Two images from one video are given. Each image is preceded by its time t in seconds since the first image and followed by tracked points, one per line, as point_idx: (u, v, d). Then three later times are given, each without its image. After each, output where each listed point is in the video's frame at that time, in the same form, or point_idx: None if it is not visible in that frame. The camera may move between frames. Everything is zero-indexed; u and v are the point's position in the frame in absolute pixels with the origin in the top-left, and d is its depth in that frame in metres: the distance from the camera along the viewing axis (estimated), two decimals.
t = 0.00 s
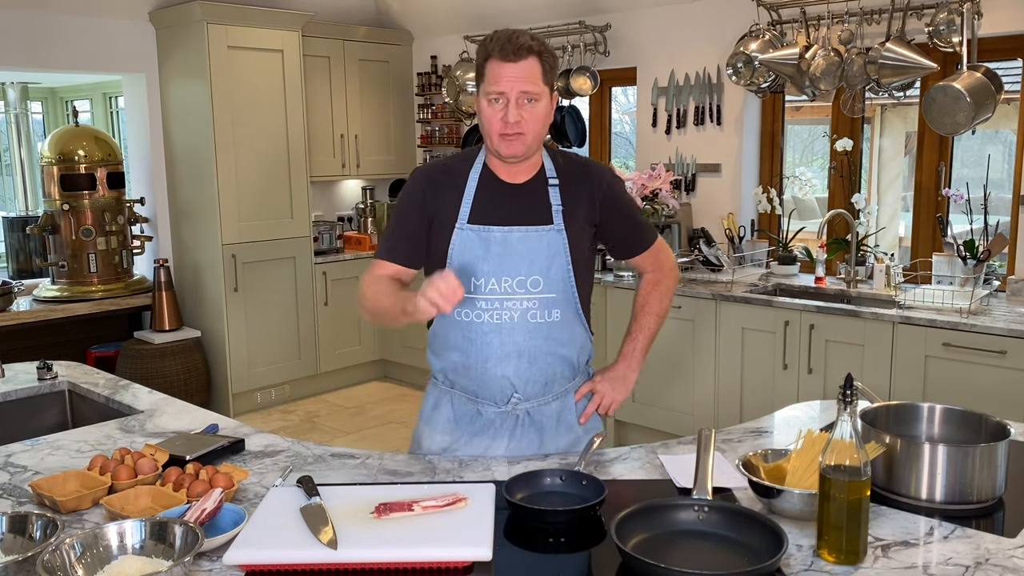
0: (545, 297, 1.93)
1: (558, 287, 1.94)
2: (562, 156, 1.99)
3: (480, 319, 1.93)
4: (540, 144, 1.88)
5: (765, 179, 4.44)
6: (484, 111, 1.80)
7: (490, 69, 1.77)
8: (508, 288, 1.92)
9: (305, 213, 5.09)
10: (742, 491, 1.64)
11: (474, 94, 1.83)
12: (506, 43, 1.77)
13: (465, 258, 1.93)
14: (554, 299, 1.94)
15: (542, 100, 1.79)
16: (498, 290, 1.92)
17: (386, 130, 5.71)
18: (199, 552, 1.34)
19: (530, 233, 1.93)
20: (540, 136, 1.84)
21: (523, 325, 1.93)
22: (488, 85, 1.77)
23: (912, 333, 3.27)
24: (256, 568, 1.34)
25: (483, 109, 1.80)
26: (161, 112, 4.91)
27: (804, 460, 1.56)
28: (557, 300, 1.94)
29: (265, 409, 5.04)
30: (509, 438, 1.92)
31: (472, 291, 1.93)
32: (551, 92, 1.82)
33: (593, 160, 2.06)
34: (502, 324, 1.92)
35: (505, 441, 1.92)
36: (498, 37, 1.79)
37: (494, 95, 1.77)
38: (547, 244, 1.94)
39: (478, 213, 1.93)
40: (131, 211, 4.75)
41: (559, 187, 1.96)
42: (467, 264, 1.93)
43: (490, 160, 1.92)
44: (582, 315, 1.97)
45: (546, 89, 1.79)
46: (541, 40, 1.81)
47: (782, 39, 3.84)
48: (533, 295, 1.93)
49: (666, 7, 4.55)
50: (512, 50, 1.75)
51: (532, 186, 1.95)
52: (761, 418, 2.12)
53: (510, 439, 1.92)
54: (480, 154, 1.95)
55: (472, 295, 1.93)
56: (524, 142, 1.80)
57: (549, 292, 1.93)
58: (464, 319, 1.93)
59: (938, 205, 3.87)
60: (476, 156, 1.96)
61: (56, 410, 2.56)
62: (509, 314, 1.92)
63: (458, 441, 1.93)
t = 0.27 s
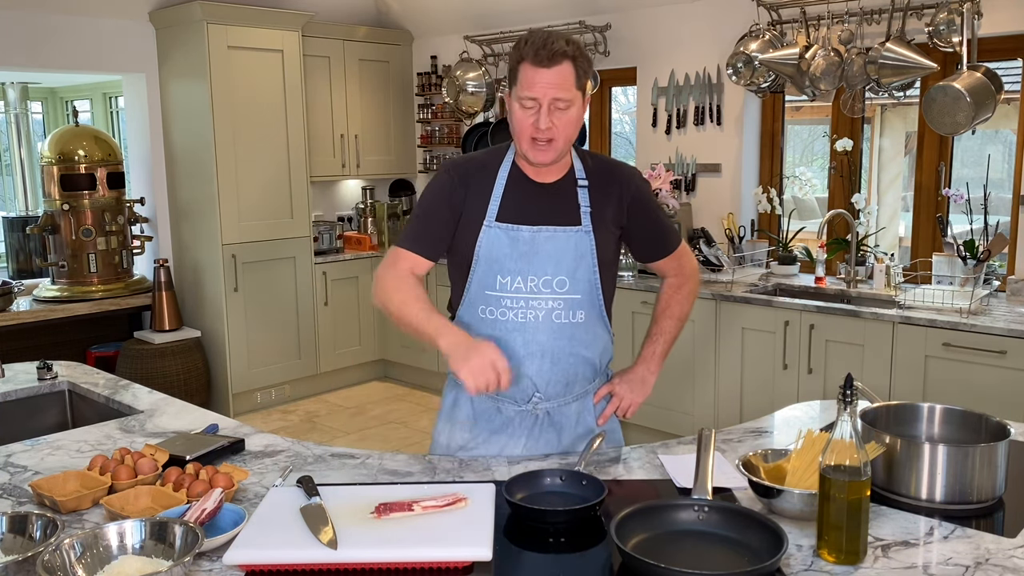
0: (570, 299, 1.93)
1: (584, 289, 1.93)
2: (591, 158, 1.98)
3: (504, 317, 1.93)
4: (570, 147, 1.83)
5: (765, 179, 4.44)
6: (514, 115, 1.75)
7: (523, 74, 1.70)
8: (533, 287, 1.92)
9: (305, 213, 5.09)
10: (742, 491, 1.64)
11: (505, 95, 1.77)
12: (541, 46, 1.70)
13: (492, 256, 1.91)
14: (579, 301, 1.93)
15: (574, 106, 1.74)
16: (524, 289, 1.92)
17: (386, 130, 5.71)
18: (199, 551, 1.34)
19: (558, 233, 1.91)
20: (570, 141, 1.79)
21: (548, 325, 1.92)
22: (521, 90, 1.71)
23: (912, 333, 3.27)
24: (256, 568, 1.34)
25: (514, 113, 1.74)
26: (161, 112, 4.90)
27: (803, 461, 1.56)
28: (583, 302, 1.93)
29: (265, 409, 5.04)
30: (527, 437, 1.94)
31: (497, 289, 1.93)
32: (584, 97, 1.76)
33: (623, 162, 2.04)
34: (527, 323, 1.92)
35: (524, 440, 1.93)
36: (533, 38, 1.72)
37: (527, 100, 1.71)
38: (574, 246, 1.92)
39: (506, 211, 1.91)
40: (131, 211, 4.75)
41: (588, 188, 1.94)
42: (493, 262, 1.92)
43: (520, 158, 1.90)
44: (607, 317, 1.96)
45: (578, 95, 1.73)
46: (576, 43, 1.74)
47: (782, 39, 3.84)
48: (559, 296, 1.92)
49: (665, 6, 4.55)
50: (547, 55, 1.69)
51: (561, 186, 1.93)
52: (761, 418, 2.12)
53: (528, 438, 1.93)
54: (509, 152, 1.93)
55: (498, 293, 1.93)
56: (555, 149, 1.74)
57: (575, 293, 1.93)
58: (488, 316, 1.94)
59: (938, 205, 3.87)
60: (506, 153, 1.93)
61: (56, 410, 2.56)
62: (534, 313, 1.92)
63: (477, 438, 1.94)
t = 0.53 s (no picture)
0: (574, 302, 1.92)
1: (588, 293, 1.92)
2: (603, 161, 1.97)
3: (506, 318, 1.92)
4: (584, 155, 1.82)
5: (765, 179, 4.44)
6: (530, 126, 1.73)
7: (541, 89, 1.67)
8: (537, 289, 1.91)
9: (305, 213, 5.09)
10: (742, 491, 1.64)
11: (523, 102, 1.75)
12: (561, 63, 1.66)
13: (496, 255, 1.91)
14: (583, 305, 1.93)
15: (590, 123, 1.71)
16: (527, 291, 1.91)
17: (386, 130, 5.71)
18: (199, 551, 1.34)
19: (564, 236, 1.91)
20: (584, 152, 1.78)
21: (550, 327, 1.92)
22: (537, 105, 1.69)
23: (912, 333, 3.27)
24: (256, 568, 1.34)
25: (529, 124, 1.73)
26: (161, 112, 4.90)
27: (803, 461, 1.56)
28: (587, 306, 1.93)
29: (265, 409, 5.04)
30: (526, 438, 1.94)
31: (500, 290, 1.92)
32: (601, 111, 1.74)
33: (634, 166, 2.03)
34: (529, 325, 1.92)
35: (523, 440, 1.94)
36: (554, 51, 1.68)
37: (543, 116, 1.69)
38: (580, 249, 1.91)
39: (512, 212, 1.91)
40: (131, 211, 4.74)
41: (597, 193, 1.93)
42: (497, 261, 1.91)
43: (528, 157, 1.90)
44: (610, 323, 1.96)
45: (595, 112, 1.71)
46: (597, 57, 1.70)
47: (782, 39, 3.84)
48: (563, 299, 1.91)
49: (665, 6, 4.55)
50: (566, 74, 1.65)
51: (571, 189, 1.92)
52: (762, 418, 2.12)
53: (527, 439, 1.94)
54: (519, 152, 1.93)
55: (501, 294, 1.92)
56: (566, 163, 1.74)
57: (579, 297, 1.92)
58: (490, 317, 1.93)
59: (938, 205, 3.87)
60: (515, 152, 1.93)
61: (56, 410, 2.56)
62: (536, 316, 1.91)
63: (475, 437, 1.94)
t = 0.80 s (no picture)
0: (545, 308, 1.92)
1: (561, 299, 1.93)
2: (588, 164, 1.96)
3: (478, 322, 1.93)
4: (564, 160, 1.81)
5: (765, 179, 4.44)
6: (504, 138, 1.72)
7: (511, 105, 1.66)
8: (509, 294, 1.92)
9: (305, 213, 5.09)
10: (742, 491, 1.64)
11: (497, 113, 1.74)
12: (528, 79, 1.63)
13: (469, 257, 1.92)
14: (554, 311, 1.93)
15: (563, 135, 1.69)
16: (499, 295, 1.92)
17: (386, 130, 5.71)
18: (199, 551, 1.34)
19: (537, 241, 1.91)
20: (562, 159, 1.77)
21: (521, 332, 1.92)
22: (508, 120, 1.67)
23: (912, 333, 3.27)
24: (256, 568, 1.34)
25: (503, 136, 1.72)
26: (161, 112, 4.90)
27: (803, 461, 1.56)
28: (558, 311, 1.93)
29: (265, 409, 5.04)
30: (498, 440, 1.94)
31: (473, 293, 1.94)
32: (576, 121, 1.71)
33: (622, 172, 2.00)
34: (499, 329, 1.92)
35: (494, 443, 1.94)
36: (522, 65, 1.65)
37: (514, 131, 1.68)
38: (554, 255, 1.91)
39: (488, 215, 1.92)
40: (131, 211, 4.74)
41: (576, 198, 1.92)
42: (471, 263, 1.93)
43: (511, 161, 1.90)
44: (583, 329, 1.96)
45: (568, 124, 1.68)
46: (568, 69, 1.66)
47: (782, 39, 3.84)
48: (534, 304, 1.92)
49: (665, 6, 4.55)
50: (533, 91, 1.62)
51: (549, 193, 1.92)
52: (761, 418, 2.12)
53: (500, 441, 1.94)
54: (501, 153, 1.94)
55: (473, 296, 1.94)
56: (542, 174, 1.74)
57: (550, 303, 1.92)
58: (462, 319, 1.95)
59: (938, 205, 3.87)
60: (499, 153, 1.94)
61: (56, 410, 2.56)
62: (507, 320, 1.92)
63: (449, 437, 1.96)
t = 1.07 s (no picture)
0: (503, 312, 1.92)
1: (518, 302, 1.92)
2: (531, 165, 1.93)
3: (437, 330, 1.94)
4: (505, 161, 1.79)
5: (764, 179, 4.44)
6: (439, 147, 1.72)
7: (438, 114, 1.65)
8: (466, 300, 1.92)
9: (305, 213, 5.09)
10: (742, 491, 1.64)
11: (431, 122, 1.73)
12: (449, 85, 1.62)
13: (423, 267, 1.92)
14: (512, 314, 1.93)
15: (495, 136, 1.68)
16: (456, 302, 1.93)
17: (386, 130, 5.71)
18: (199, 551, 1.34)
19: (489, 246, 1.90)
20: (501, 161, 1.75)
21: (479, 338, 1.93)
22: (438, 129, 1.66)
23: (912, 333, 3.27)
24: (256, 568, 1.34)
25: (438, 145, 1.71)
26: (161, 112, 4.90)
27: (803, 460, 1.56)
28: (515, 315, 1.93)
29: (265, 409, 5.04)
30: (466, 446, 1.92)
31: (429, 302, 1.94)
32: (507, 121, 1.69)
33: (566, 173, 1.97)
34: (458, 336, 1.93)
35: (463, 448, 1.92)
36: (442, 71, 1.64)
37: (445, 139, 1.67)
38: (507, 260, 1.90)
39: (437, 223, 1.92)
40: (131, 211, 4.74)
41: (523, 199, 1.90)
42: (425, 273, 1.92)
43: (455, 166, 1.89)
44: (544, 331, 1.94)
45: (498, 125, 1.66)
46: (491, 69, 1.64)
47: (782, 39, 3.84)
48: (490, 309, 1.92)
49: (665, 6, 4.55)
50: (455, 97, 1.61)
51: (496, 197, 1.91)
52: (761, 418, 2.12)
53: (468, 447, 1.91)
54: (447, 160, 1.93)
55: (430, 306, 1.94)
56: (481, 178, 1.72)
57: (507, 307, 1.92)
58: (421, 329, 1.95)
59: (938, 205, 3.87)
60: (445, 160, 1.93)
61: (56, 410, 2.56)
62: (465, 326, 1.93)
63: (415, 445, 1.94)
